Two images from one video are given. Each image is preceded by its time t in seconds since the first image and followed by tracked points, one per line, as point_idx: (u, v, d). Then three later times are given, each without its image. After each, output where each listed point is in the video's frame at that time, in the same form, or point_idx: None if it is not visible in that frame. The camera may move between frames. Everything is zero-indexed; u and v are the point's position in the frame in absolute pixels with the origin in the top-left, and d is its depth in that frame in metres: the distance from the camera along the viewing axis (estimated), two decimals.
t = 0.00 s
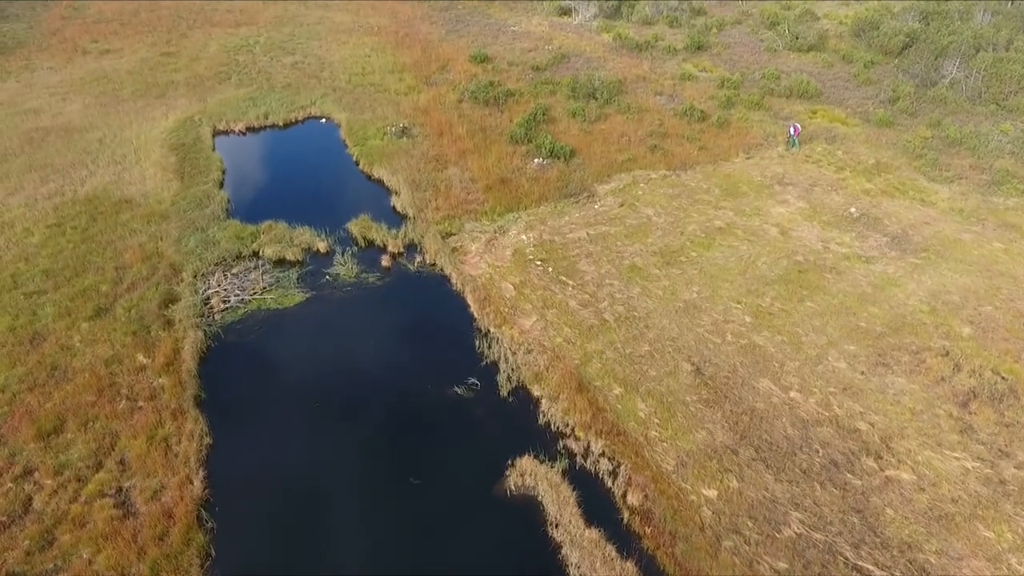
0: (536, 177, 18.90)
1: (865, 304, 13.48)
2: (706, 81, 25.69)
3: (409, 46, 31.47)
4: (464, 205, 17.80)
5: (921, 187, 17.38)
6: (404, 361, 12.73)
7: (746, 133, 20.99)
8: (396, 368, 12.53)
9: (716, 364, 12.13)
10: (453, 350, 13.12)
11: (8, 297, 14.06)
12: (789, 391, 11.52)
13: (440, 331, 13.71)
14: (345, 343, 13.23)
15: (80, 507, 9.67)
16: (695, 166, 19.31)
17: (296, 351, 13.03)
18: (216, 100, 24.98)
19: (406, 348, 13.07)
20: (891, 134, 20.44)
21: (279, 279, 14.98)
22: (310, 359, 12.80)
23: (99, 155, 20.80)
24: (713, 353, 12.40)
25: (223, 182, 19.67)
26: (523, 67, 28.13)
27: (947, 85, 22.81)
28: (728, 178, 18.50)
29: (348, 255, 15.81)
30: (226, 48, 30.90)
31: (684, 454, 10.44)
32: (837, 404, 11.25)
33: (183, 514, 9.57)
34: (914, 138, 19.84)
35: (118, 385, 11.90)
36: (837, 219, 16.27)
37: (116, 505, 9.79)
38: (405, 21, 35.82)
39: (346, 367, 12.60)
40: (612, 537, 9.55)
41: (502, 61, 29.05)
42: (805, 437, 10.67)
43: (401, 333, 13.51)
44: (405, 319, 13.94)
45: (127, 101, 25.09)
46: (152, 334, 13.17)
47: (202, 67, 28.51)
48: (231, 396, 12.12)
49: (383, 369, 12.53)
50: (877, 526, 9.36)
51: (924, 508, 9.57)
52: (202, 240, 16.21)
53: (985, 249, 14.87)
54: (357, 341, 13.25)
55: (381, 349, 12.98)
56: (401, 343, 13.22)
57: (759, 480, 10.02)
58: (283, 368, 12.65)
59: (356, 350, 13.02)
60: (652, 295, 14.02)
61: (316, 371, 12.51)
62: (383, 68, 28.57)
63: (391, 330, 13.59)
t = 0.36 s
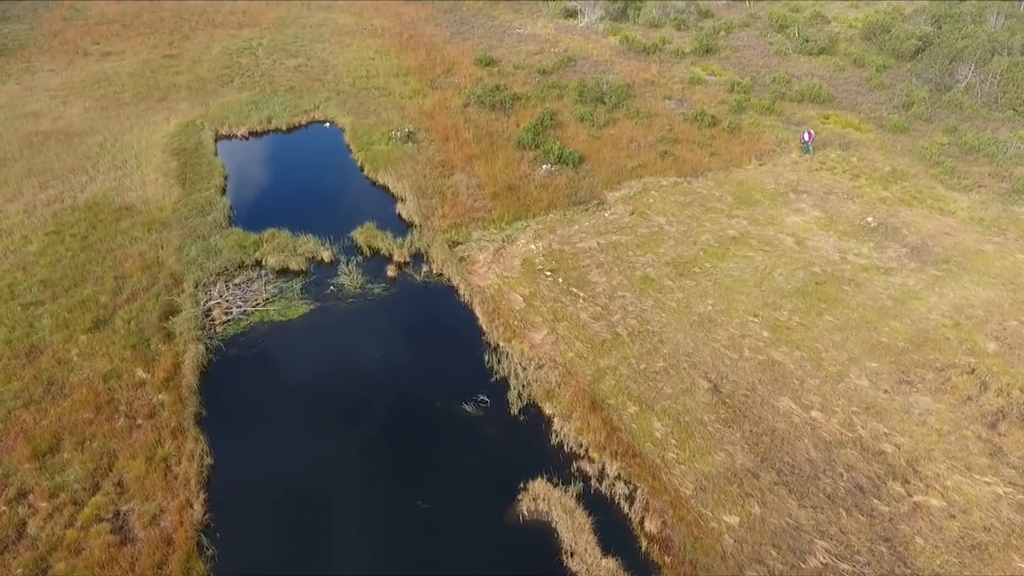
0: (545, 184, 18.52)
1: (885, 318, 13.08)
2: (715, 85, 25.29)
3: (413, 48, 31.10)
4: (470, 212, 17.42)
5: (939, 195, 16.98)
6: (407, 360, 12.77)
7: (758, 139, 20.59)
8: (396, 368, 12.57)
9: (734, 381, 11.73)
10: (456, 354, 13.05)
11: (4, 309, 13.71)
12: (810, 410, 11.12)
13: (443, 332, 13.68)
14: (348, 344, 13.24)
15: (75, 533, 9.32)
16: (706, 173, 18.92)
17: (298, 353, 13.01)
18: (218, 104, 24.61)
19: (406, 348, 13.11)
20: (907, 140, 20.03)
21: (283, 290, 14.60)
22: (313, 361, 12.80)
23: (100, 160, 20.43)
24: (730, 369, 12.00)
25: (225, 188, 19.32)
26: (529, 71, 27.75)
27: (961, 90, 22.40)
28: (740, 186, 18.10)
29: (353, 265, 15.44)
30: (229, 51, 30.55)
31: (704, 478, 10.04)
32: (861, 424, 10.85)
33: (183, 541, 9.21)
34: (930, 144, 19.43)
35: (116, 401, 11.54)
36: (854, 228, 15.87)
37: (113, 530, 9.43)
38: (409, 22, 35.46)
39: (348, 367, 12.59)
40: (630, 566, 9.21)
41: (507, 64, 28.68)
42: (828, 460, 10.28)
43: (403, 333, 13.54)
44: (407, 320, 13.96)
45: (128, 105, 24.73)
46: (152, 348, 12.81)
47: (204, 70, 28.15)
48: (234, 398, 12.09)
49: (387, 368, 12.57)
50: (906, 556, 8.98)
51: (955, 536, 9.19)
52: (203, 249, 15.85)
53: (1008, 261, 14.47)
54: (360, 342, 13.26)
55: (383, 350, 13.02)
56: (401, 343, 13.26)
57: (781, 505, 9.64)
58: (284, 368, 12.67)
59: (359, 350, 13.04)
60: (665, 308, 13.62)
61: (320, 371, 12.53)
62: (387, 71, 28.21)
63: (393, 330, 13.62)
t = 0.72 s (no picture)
0: (552, 189, 18.21)
1: (903, 329, 12.76)
2: (723, 88, 24.98)
3: (417, 50, 30.82)
4: (476, 218, 17.13)
5: (954, 202, 16.66)
6: (410, 360, 12.57)
7: (768, 143, 20.29)
8: (399, 368, 12.36)
9: (749, 395, 11.41)
10: (460, 357, 12.88)
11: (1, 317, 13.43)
12: (828, 425, 10.81)
13: (446, 334, 13.51)
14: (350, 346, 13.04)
15: (72, 553, 9.04)
16: (716, 178, 18.61)
17: (300, 355, 12.81)
18: (221, 107, 24.35)
19: (409, 349, 12.91)
20: (919, 145, 19.71)
21: (285, 298, 14.31)
22: (315, 362, 12.61)
23: (100, 164, 20.17)
24: (745, 382, 11.69)
25: (227, 192, 19.04)
26: (534, 73, 27.47)
27: (974, 94, 22.07)
28: (751, 191, 17.79)
29: (357, 272, 15.14)
30: (231, 52, 30.31)
31: (721, 498, 9.73)
32: (880, 440, 10.53)
33: (183, 562, 8.93)
34: (943, 149, 19.11)
35: (115, 414, 11.25)
36: (868, 236, 15.55)
37: (111, 550, 9.14)
38: (412, 24, 35.18)
39: (351, 368, 12.40)
40: None
41: (512, 66, 28.39)
42: (848, 478, 9.97)
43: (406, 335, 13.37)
44: (410, 322, 13.79)
45: (130, 108, 24.48)
46: (152, 358, 12.52)
47: (206, 72, 27.89)
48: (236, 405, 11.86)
49: (390, 368, 12.36)
50: None
51: (981, 560, 8.88)
52: (205, 255, 15.57)
53: None
54: (362, 344, 13.07)
55: (386, 351, 12.82)
56: (404, 344, 13.07)
57: (800, 525, 9.34)
58: (285, 370, 12.48)
59: (362, 351, 12.85)
60: (677, 318, 13.30)
61: (322, 372, 12.32)
62: (391, 73, 27.94)
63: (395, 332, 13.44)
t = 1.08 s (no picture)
0: (556, 191, 18.06)
1: (914, 334, 12.60)
2: (729, 89, 24.81)
3: (420, 50, 30.68)
4: (480, 220, 16.99)
5: (963, 205, 16.48)
6: (412, 361, 12.52)
7: (774, 145, 20.12)
8: (401, 368, 12.30)
9: (757, 402, 11.25)
10: (462, 358, 12.82)
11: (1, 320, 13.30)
12: (838, 433, 10.64)
13: (448, 336, 13.44)
14: (352, 346, 13.00)
15: (71, 562, 8.91)
16: (722, 180, 18.45)
17: (302, 356, 12.75)
18: (223, 107, 24.22)
19: (411, 349, 12.86)
20: (928, 147, 19.53)
21: (288, 301, 14.18)
22: (317, 362, 12.56)
23: (102, 164, 20.05)
24: (753, 389, 11.53)
25: (229, 193, 18.92)
26: (538, 73, 27.32)
27: (982, 96, 21.88)
28: (757, 194, 17.62)
29: (360, 274, 15.01)
30: (234, 52, 30.20)
31: (730, 507, 9.58)
32: (892, 449, 10.36)
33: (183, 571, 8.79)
34: (952, 151, 18.92)
35: (116, 419, 11.12)
36: (877, 239, 15.38)
37: (111, 559, 9.01)
38: (415, 24, 35.03)
39: (353, 368, 12.35)
40: None
41: (516, 67, 28.24)
42: (859, 487, 9.81)
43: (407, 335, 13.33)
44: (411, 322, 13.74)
45: (132, 108, 24.37)
46: (154, 362, 12.39)
47: (208, 72, 27.77)
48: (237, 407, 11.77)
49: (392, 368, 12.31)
50: None
51: (996, 572, 8.72)
52: (207, 258, 15.45)
53: None
54: (364, 344, 13.02)
55: (387, 352, 12.77)
56: (407, 344, 13.02)
57: (811, 536, 9.18)
58: (287, 370, 12.43)
59: (364, 351, 12.80)
60: (684, 323, 13.14)
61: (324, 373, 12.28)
62: (394, 73, 27.80)
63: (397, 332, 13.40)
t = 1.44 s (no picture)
0: (559, 191, 18.01)
1: (918, 337, 12.53)
2: (731, 89, 24.75)
3: (422, 50, 30.64)
4: (483, 221, 16.95)
5: (967, 207, 16.42)
6: (414, 361, 12.49)
7: (778, 146, 20.05)
8: (403, 369, 12.26)
9: (761, 405, 11.20)
10: (464, 358, 12.78)
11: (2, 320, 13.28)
12: (842, 436, 10.59)
13: (451, 337, 13.39)
14: (354, 346, 12.98)
15: (72, 564, 8.88)
16: (726, 181, 18.39)
17: (303, 356, 12.73)
18: (225, 107, 24.18)
19: (413, 349, 12.85)
20: (932, 148, 19.45)
21: (289, 301, 14.14)
22: (319, 363, 12.54)
23: (104, 164, 20.02)
24: (757, 391, 11.47)
25: (231, 194, 18.86)
26: (540, 74, 27.27)
27: (987, 96, 21.79)
28: (760, 195, 17.55)
29: (362, 275, 14.96)
30: (236, 52, 30.19)
31: (734, 510, 9.53)
32: (897, 452, 10.30)
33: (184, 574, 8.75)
34: (956, 153, 18.85)
35: (117, 421, 11.09)
36: (881, 241, 15.31)
37: (112, 561, 8.97)
38: (417, 24, 34.98)
39: (355, 368, 12.33)
40: None
41: (518, 67, 28.20)
42: (864, 491, 9.75)
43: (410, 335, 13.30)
44: (414, 323, 13.71)
45: (134, 108, 24.35)
46: (155, 363, 12.36)
47: (210, 72, 27.75)
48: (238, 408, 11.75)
49: (394, 369, 12.27)
50: None
51: None
52: (209, 258, 15.41)
53: None
54: (366, 345, 12.99)
55: (389, 352, 12.75)
56: (409, 344, 13.01)
57: (816, 540, 9.13)
58: (288, 370, 12.42)
59: (365, 352, 12.77)
60: (687, 325, 13.09)
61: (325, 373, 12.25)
62: (396, 73, 27.77)
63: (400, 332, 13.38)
